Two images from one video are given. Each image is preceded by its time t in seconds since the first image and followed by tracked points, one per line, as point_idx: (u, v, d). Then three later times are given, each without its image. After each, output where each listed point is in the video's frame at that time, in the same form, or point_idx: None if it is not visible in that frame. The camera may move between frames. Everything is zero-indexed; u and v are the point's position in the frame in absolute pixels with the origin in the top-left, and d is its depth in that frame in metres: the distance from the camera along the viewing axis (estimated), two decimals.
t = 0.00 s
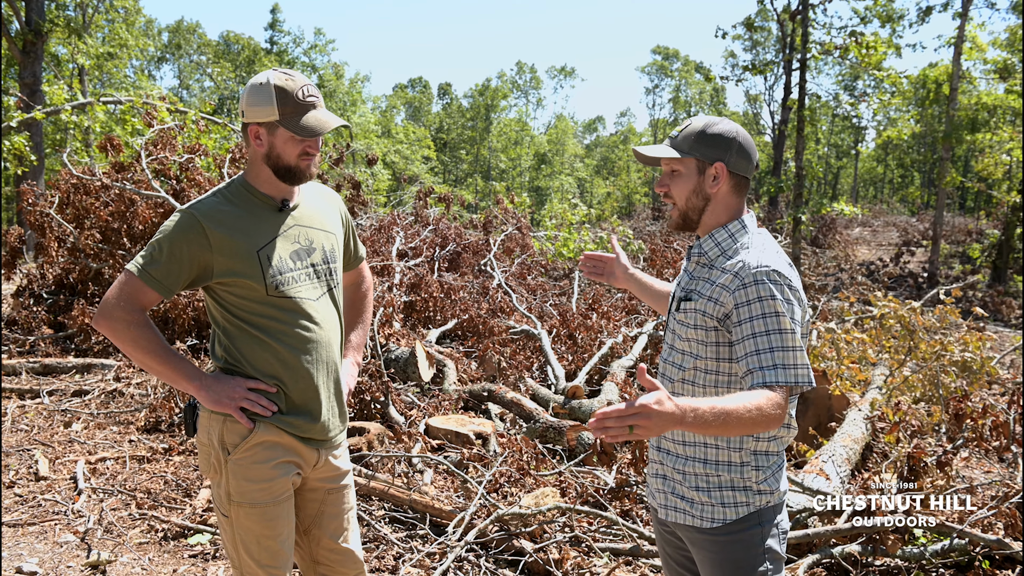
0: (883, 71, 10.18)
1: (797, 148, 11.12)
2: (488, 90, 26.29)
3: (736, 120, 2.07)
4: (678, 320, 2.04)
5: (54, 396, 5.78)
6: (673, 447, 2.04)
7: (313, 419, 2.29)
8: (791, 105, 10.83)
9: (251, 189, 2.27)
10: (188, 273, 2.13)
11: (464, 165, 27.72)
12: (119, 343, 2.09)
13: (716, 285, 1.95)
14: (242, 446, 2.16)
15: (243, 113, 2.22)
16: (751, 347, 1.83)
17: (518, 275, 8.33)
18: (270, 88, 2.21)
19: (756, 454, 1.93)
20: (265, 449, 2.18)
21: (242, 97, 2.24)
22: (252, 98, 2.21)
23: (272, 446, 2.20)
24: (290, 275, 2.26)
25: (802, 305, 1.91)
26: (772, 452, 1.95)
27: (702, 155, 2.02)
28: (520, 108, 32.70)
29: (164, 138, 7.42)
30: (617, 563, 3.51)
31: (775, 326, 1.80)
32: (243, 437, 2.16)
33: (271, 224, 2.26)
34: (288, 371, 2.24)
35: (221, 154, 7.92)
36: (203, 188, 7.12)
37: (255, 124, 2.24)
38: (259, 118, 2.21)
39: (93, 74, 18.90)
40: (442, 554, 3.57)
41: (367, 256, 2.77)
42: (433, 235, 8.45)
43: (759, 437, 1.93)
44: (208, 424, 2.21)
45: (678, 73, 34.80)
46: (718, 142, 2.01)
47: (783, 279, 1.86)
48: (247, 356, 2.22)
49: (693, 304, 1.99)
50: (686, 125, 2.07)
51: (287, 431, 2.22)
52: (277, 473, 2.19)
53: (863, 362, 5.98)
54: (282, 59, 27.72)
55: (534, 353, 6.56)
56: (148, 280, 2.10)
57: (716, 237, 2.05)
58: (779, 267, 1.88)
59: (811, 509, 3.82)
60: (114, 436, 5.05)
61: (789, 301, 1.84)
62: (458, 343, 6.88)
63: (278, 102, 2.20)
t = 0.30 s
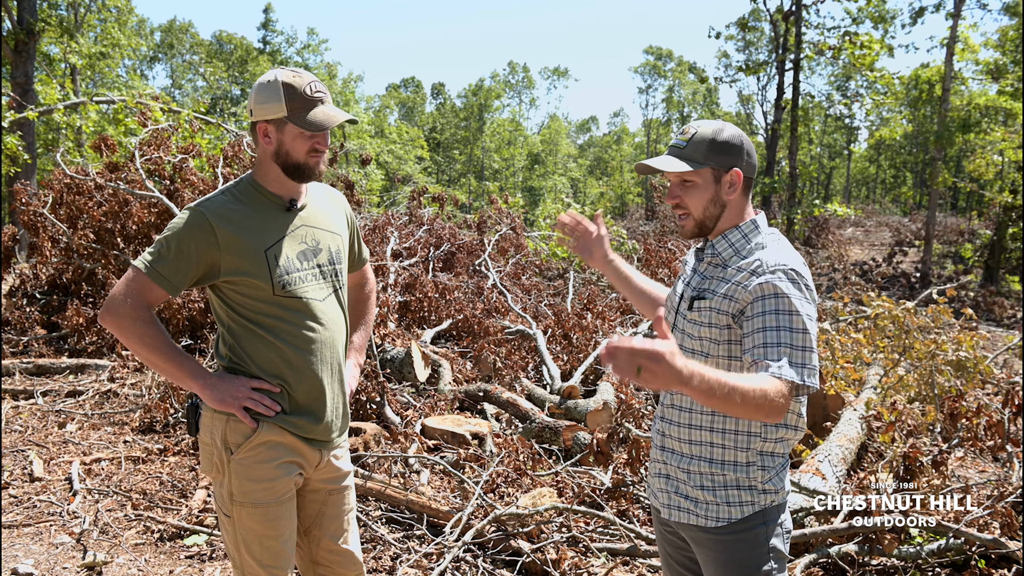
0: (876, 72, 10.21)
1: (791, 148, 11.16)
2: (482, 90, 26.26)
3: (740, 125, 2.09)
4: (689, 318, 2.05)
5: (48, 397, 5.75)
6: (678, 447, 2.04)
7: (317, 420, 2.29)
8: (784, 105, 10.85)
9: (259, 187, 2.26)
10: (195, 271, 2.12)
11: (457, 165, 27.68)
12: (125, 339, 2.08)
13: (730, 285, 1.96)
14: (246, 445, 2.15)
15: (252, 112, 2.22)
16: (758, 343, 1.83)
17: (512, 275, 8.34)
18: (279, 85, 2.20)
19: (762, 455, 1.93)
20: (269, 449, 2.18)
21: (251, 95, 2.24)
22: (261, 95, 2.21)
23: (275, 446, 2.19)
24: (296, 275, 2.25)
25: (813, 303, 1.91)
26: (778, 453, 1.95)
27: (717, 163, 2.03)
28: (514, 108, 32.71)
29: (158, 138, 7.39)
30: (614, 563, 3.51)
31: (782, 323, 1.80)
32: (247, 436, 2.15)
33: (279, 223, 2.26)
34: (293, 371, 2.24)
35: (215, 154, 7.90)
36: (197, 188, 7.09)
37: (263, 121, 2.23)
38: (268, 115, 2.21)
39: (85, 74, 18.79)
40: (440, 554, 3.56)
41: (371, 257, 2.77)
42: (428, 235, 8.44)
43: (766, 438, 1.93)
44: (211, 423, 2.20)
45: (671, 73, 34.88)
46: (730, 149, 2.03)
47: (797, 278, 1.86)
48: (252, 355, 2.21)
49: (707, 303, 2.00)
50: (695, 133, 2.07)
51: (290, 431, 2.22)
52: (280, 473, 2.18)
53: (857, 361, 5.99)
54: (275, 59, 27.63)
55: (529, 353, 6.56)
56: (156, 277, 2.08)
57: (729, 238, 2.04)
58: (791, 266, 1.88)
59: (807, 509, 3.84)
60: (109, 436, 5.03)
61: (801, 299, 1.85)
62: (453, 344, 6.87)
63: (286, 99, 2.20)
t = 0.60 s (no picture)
0: (870, 72, 10.24)
1: (786, 148, 11.18)
2: (476, 90, 26.25)
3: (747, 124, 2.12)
4: (701, 323, 2.03)
5: (44, 397, 5.73)
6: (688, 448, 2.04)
7: (322, 420, 2.28)
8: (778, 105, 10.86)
9: (268, 187, 2.25)
10: (203, 270, 2.11)
11: (452, 165, 27.63)
12: (133, 336, 2.07)
13: (746, 289, 1.95)
14: (252, 445, 2.15)
15: (261, 111, 2.21)
16: (790, 348, 1.84)
17: (508, 275, 8.33)
18: (286, 83, 2.20)
19: (774, 455, 1.94)
20: (275, 449, 2.17)
21: (258, 94, 2.23)
22: (269, 94, 2.20)
23: (280, 446, 2.18)
24: (305, 275, 2.24)
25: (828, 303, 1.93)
26: (788, 453, 1.96)
27: (733, 159, 2.03)
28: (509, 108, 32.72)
29: (153, 138, 7.37)
30: (613, 563, 3.51)
31: (808, 326, 1.83)
32: (252, 436, 2.15)
33: (287, 223, 2.25)
34: (299, 371, 2.23)
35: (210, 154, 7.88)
36: (192, 188, 7.07)
37: (272, 121, 2.23)
38: (278, 115, 2.20)
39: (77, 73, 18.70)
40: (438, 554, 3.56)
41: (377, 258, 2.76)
42: (423, 235, 8.43)
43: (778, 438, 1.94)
44: (217, 423, 2.20)
45: (666, 73, 34.91)
46: (744, 146, 2.05)
47: (816, 279, 1.88)
48: (258, 354, 2.20)
49: (721, 308, 1.98)
50: (708, 129, 2.06)
51: (296, 431, 2.22)
52: (286, 473, 2.18)
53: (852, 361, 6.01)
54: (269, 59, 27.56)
55: (526, 352, 6.55)
56: (163, 275, 2.08)
57: (736, 240, 2.05)
58: (807, 267, 1.90)
59: (806, 509, 3.84)
60: (105, 437, 5.01)
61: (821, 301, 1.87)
62: (449, 344, 6.86)
63: (294, 97, 2.19)
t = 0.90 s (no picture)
0: (864, 72, 10.27)
1: (781, 147, 11.20)
2: (471, 89, 26.22)
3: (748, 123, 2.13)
4: (712, 327, 2.01)
5: (39, 397, 5.70)
6: (696, 449, 2.03)
7: (325, 421, 2.27)
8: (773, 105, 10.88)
9: (275, 187, 2.24)
10: (209, 268, 2.11)
11: (447, 165, 27.57)
12: (136, 334, 2.07)
13: (763, 292, 1.95)
14: (255, 445, 2.14)
15: (269, 110, 2.21)
16: (817, 348, 1.87)
17: (504, 274, 8.33)
18: (295, 83, 2.20)
19: (781, 453, 1.95)
20: (278, 448, 2.17)
21: (267, 94, 2.23)
22: (279, 94, 2.19)
23: (284, 446, 2.18)
24: (310, 275, 2.24)
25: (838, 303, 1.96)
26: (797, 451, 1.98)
27: (733, 153, 2.03)
28: (504, 108, 32.67)
29: (148, 138, 7.36)
30: (612, 563, 3.51)
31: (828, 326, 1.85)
32: (255, 436, 2.14)
33: (294, 223, 2.25)
34: (302, 372, 2.22)
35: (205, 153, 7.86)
36: (187, 187, 7.05)
37: (280, 120, 2.22)
38: (287, 114, 2.20)
39: (70, 72, 18.60)
40: (436, 554, 3.55)
41: (381, 258, 2.76)
42: (419, 235, 8.42)
43: (786, 436, 1.96)
44: (220, 422, 2.19)
45: (661, 73, 34.97)
46: (744, 141, 2.05)
47: (829, 279, 1.91)
48: (262, 354, 2.20)
49: (736, 313, 1.97)
50: (708, 125, 2.08)
51: (299, 431, 2.21)
52: (288, 472, 2.17)
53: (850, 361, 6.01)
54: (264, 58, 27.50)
55: (522, 352, 6.55)
56: (168, 273, 2.07)
57: (741, 242, 2.05)
58: (818, 267, 1.92)
59: (804, 509, 3.85)
60: (102, 437, 4.99)
61: (837, 300, 1.89)
62: (445, 344, 6.85)
63: (303, 96, 2.19)
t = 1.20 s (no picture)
0: (858, 72, 10.29)
1: (775, 147, 11.22)
2: (466, 89, 26.20)
3: (739, 121, 2.09)
4: (708, 323, 2.02)
5: (34, 398, 5.68)
6: (696, 448, 2.03)
7: (325, 421, 2.26)
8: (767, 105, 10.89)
9: (274, 184, 2.24)
10: (206, 267, 2.10)
11: (441, 165, 27.52)
12: (134, 335, 2.06)
13: (756, 286, 1.95)
14: (254, 445, 2.13)
15: (268, 107, 2.20)
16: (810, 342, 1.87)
17: (499, 274, 8.33)
18: (294, 80, 2.19)
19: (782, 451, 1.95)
20: (277, 449, 2.16)
21: (264, 91, 2.22)
22: (277, 91, 2.18)
23: (283, 447, 2.17)
24: (308, 274, 2.23)
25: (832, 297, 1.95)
26: (796, 448, 1.99)
27: (715, 151, 2.02)
28: (499, 108, 32.66)
29: (142, 138, 7.34)
30: (611, 562, 3.51)
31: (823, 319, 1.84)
32: (254, 436, 2.14)
33: (292, 222, 2.24)
34: (301, 372, 2.21)
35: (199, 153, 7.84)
36: (182, 187, 7.03)
37: (279, 118, 2.21)
38: (286, 111, 2.19)
39: (63, 71, 18.51)
40: (434, 554, 3.54)
41: (383, 256, 2.76)
42: (415, 235, 8.41)
43: (786, 433, 1.96)
44: (220, 422, 2.19)
45: (655, 73, 35.03)
46: (727, 139, 2.03)
47: (824, 272, 1.91)
48: (260, 354, 2.19)
49: (730, 307, 1.98)
50: (691, 126, 2.08)
51: (298, 432, 2.20)
52: (288, 473, 2.16)
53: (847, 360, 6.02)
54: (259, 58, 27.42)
55: (519, 352, 6.55)
56: (165, 273, 2.06)
57: (736, 238, 2.05)
58: (813, 261, 1.92)
59: (801, 509, 3.86)
60: (97, 438, 4.97)
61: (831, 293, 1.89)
62: (441, 344, 6.84)
63: (302, 92, 2.18)
